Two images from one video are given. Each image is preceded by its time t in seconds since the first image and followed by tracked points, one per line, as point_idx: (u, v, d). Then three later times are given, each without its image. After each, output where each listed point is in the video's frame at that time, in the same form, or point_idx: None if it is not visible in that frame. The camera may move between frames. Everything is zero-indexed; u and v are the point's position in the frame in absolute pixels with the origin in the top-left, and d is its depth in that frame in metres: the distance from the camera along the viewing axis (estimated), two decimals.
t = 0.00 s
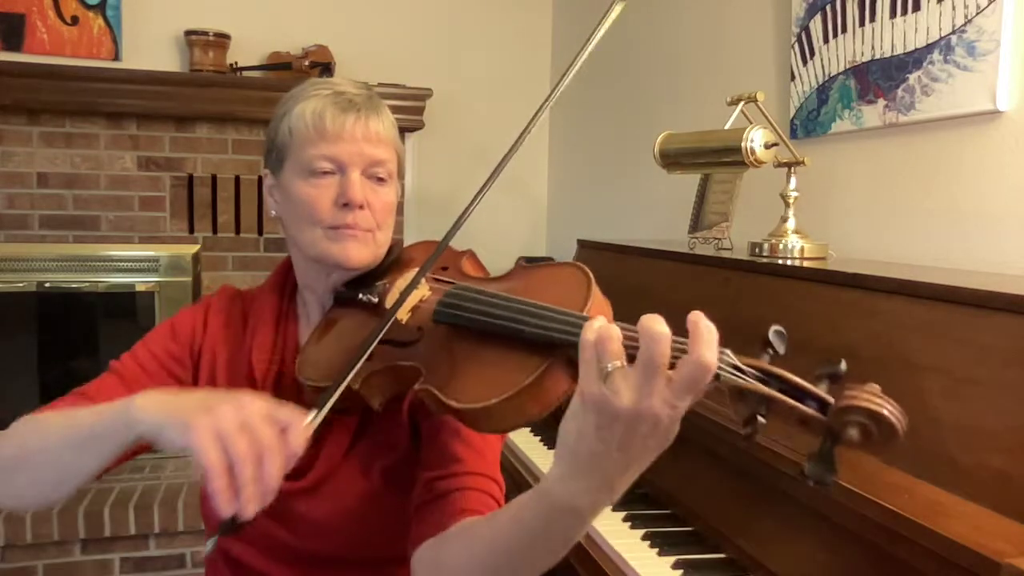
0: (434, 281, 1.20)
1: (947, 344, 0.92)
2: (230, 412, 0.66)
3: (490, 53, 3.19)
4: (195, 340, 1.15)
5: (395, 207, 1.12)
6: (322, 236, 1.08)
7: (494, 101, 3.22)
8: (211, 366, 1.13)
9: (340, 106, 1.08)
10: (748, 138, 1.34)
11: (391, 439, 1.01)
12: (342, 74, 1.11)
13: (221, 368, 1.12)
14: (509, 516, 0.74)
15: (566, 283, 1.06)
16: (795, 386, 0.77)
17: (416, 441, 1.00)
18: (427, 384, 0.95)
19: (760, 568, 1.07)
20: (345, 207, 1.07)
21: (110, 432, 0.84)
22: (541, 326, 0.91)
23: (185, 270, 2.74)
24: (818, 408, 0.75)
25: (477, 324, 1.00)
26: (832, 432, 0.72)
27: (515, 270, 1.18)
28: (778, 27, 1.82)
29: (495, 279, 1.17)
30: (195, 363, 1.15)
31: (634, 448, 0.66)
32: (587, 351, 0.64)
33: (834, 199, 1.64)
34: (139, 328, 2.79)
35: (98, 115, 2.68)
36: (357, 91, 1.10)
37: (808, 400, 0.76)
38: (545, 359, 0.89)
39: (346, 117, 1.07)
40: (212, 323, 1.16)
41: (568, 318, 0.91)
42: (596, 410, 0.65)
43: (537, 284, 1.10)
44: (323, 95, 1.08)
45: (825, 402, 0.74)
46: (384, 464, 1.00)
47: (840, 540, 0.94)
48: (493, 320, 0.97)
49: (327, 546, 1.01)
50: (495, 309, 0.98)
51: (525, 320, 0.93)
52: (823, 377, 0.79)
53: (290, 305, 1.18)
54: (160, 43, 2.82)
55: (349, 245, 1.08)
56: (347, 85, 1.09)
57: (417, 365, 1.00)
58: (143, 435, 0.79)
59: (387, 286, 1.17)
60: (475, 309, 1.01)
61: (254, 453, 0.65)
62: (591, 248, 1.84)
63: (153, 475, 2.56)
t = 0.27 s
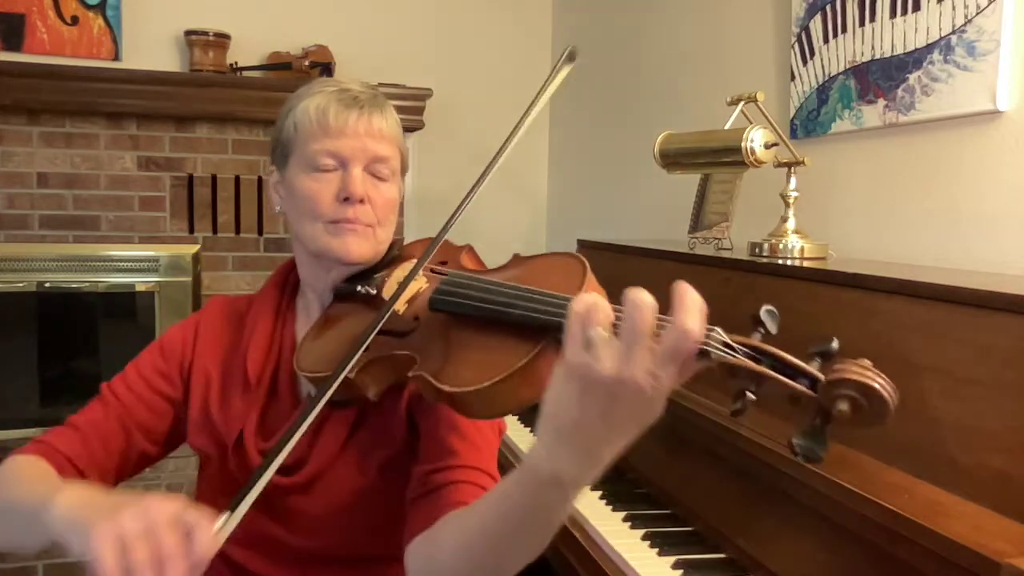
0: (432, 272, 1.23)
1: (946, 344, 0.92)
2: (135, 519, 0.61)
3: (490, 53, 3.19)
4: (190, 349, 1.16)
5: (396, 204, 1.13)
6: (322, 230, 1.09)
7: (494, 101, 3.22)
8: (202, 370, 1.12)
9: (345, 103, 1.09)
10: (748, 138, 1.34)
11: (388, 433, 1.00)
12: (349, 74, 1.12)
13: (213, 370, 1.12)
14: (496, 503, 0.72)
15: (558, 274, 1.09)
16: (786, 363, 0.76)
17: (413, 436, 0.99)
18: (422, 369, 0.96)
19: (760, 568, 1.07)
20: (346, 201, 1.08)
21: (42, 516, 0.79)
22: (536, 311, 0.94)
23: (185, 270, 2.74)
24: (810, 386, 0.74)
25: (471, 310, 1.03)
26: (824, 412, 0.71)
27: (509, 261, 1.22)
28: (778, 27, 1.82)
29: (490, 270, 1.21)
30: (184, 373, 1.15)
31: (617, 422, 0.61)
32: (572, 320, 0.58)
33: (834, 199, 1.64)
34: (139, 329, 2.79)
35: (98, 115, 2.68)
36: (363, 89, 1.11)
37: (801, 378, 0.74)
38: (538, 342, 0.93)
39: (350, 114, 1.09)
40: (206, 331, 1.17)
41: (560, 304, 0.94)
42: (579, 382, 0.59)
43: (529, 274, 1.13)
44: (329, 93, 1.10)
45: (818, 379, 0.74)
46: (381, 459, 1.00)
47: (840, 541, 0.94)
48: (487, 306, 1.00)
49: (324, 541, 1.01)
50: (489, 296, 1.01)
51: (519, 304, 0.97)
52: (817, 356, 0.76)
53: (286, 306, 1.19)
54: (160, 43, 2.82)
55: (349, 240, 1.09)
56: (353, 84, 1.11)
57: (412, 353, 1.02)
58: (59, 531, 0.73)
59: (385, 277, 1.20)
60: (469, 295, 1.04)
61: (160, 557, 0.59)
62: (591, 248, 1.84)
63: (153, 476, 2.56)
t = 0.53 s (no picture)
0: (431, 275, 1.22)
1: (946, 344, 0.92)
2: None
3: (490, 53, 3.19)
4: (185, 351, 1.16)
5: (400, 205, 1.11)
6: (325, 228, 1.08)
7: (494, 101, 3.22)
8: (201, 375, 1.13)
9: (352, 101, 1.08)
10: (748, 138, 1.34)
11: (385, 434, 1.00)
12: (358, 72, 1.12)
13: (212, 372, 1.13)
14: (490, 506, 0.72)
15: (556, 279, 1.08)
16: (784, 367, 0.71)
17: (409, 437, 0.98)
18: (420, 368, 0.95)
19: (760, 568, 1.07)
20: (349, 200, 1.07)
21: None
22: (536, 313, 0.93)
23: (185, 270, 2.74)
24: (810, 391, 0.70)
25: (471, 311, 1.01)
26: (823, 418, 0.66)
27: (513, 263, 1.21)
28: (778, 26, 1.82)
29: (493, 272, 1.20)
30: (181, 379, 1.14)
31: (615, 421, 0.63)
32: (571, 318, 0.61)
33: (834, 199, 1.64)
34: (139, 329, 2.79)
35: (98, 115, 2.68)
36: (371, 88, 1.11)
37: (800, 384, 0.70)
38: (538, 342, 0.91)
39: (357, 112, 1.08)
40: (204, 331, 1.17)
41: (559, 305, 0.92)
42: (575, 377, 0.61)
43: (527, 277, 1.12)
44: (336, 90, 1.09)
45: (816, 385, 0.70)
46: (376, 459, 0.99)
47: (840, 542, 0.94)
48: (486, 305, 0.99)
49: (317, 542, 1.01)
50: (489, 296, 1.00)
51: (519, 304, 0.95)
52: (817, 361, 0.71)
53: (286, 305, 1.19)
54: (160, 43, 2.82)
55: (350, 238, 1.08)
56: (361, 82, 1.11)
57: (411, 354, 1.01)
58: None
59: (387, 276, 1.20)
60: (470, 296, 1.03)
61: None
62: (591, 248, 1.84)
63: (153, 476, 2.56)
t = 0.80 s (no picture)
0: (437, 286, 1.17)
1: (946, 344, 0.92)
2: None
3: (490, 53, 3.19)
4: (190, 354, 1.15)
5: (409, 213, 1.11)
6: (331, 233, 1.08)
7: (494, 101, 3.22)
8: (206, 380, 1.13)
9: (365, 107, 1.07)
10: (748, 138, 1.34)
11: (386, 441, 1.00)
12: (374, 74, 1.11)
13: (216, 375, 1.13)
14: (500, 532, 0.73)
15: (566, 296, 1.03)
16: (793, 417, 0.67)
17: (409, 445, 0.99)
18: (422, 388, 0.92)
19: (760, 568, 1.07)
20: (357, 208, 1.07)
21: None
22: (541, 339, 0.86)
23: (185, 270, 2.73)
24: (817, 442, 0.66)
25: (475, 332, 0.96)
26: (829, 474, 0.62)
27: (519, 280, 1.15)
28: (778, 26, 1.82)
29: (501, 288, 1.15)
30: (187, 383, 1.14)
31: (624, 470, 0.63)
32: (585, 366, 0.60)
33: (833, 199, 1.64)
34: (139, 329, 2.79)
35: (98, 115, 2.68)
36: (386, 93, 1.09)
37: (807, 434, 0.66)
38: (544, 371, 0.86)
39: (370, 118, 1.07)
40: (208, 332, 1.17)
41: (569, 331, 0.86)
42: (585, 426, 0.61)
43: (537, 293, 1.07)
44: (351, 94, 1.09)
45: (824, 436, 0.66)
46: (376, 466, 1.00)
47: (838, 543, 0.94)
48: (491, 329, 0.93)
49: (315, 547, 1.01)
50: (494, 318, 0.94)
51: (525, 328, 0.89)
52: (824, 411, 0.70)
53: (288, 307, 1.19)
54: (160, 43, 2.82)
55: (356, 246, 1.08)
56: (377, 86, 1.09)
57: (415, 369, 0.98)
58: None
59: (392, 287, 1.17)
60: (475, 317, 0.97)
61: None
62: (591, 248, 1.84)
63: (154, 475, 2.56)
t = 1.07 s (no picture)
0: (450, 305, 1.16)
1: (946, 345, 0.92)
2: None
3: (490, 53, 3.19)
4: (201, 355, 1.15)
5: (423, 221, 1.10)
6: (345, 239, 1.08)
7: (494, 101, 3.22)
8: (216, 381, 1.12)
9: (384, 113, 1.06)
10: (748, 138, 1.34)
11: (389, 449, 1.01)
12: (393, 79, 1.10)
13: (226, 374, 1.13)
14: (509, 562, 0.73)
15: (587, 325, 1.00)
16: (804, 481, 0.66)
17: (413, 455, 1.00)
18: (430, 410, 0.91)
19: (759, 568, 1.07)
20: (372, 215, 1.06)
21: None
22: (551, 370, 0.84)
23: (185, 270, 2.73)
24: (826, 509, 0.64)
25: (485, 358, 0.94)
26: (832, 545, 0.58)
27: (532, 307, 1.13)
28: (778, 26, 1.82)
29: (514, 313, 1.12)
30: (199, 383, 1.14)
31: (632, 514, 0.63)
32: (582, 409, 0.62)
33: (833, 199, 1.64)
34: (139, 329, 2.79)
35: (98, 115, 2.68)
36: (405, 99, 1.08)
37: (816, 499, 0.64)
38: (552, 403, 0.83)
39: (388, 125, 1.06)
40: (217, 332, 1.17)
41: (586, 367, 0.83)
42: (591, 467, 0.61)
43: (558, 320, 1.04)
44: (369, 99, 1.07)
45: (835, 502, 0.63)
46: (379, 475, 1.00)
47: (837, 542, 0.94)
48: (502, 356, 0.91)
49: (315, 552, 1.02)
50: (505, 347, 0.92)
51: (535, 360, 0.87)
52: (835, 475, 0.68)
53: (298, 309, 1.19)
54: (160, 43, 2.83)
55: (369, 253, 1.08)
56: (396, 92, 1.08)
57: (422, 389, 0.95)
58: None
59: (405, 298, 1.17)
60: (487, 343, 0.95)
61: None
62: (591, 249, 1.84)
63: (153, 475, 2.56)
